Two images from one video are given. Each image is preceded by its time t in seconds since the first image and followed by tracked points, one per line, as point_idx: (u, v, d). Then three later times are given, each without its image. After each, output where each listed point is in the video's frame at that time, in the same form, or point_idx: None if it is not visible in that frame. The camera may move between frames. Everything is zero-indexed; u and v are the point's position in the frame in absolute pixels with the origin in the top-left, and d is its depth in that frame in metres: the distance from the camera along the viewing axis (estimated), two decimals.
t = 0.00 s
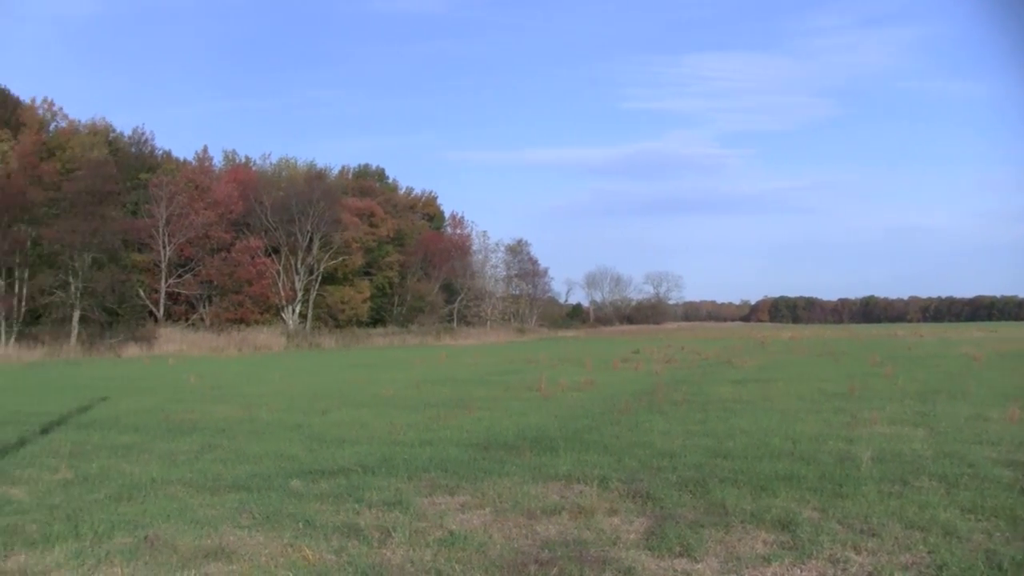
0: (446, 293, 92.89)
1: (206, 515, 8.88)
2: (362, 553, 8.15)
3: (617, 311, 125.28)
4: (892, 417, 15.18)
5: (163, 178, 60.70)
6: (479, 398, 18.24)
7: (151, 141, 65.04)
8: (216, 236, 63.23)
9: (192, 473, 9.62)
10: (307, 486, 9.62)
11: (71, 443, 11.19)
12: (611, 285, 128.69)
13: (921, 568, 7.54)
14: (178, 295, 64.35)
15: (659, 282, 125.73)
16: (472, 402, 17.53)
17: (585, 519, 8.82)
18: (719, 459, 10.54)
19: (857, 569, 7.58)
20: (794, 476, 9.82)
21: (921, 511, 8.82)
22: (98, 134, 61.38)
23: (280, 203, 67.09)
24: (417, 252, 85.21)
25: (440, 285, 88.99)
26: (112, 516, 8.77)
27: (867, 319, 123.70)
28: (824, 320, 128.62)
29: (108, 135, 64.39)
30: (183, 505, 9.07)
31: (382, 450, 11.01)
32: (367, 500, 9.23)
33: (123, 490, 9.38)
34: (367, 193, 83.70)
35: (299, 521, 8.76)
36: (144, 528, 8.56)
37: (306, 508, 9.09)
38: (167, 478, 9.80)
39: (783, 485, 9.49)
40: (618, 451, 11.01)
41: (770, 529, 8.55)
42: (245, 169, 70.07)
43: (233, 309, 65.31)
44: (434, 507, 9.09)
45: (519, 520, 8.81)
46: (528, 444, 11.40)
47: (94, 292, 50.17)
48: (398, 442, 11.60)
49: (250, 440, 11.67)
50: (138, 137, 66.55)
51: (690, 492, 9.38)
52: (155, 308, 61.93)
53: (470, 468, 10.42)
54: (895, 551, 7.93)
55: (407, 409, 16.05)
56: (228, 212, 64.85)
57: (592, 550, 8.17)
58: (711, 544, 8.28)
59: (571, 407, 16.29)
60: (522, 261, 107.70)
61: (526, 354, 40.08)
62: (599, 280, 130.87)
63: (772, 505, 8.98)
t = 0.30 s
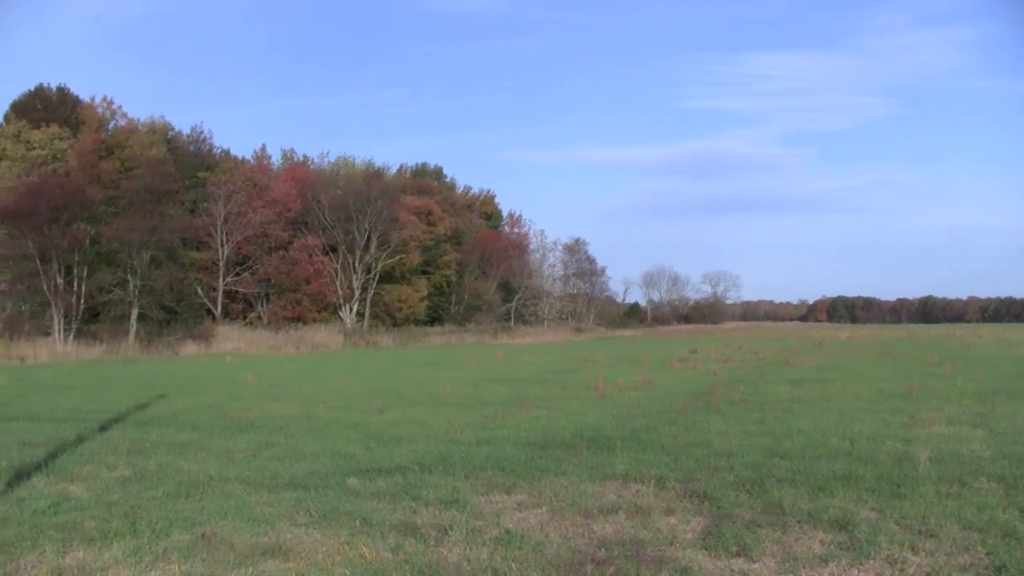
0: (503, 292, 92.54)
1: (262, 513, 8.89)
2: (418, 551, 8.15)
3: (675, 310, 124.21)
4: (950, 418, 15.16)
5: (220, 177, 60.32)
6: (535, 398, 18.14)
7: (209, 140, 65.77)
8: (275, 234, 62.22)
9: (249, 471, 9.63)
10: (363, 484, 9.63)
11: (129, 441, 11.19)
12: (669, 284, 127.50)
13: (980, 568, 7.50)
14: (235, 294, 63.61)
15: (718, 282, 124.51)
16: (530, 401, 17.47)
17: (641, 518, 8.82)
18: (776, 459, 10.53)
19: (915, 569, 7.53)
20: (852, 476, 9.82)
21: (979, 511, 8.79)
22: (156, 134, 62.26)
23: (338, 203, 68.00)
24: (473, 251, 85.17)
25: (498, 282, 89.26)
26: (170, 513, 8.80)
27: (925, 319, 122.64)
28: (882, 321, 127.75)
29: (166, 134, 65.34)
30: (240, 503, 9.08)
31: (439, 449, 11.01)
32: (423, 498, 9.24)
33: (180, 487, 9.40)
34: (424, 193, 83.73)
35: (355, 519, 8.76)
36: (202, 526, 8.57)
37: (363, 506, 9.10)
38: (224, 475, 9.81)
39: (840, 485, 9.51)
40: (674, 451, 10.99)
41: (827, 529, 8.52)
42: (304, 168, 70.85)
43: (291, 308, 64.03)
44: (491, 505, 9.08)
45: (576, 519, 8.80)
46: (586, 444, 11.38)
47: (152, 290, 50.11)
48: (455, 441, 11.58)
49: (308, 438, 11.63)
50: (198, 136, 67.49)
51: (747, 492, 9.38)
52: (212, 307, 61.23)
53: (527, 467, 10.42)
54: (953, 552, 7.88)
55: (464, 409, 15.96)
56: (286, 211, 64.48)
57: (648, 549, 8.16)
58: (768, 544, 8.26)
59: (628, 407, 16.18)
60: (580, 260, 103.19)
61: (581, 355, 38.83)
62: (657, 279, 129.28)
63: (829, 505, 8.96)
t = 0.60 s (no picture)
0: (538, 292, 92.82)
1: (299, 512, 8.90)
2: (454, 551, 8.16)
3: (709, 310, 124.60)
4: (989, 418, 15.12)
5: (257, 177, 60.37)
6: (570, 398, 18.09)
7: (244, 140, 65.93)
8: (310, 234, 62.98)
9: (285, 470, 9.63)
10: (400, 483, 9.64)
11: (166, 440, 11.19)
12: (704, 284, 127.99)
13: (1019, 570, 7.45)
14: (271, 293, 63.86)
15: (753, 282, 124.62)
16: (565, 401, 17.46)
17: (677, 518, 8.80)
18: (812, 459, 10.52)
19: (952, 570, 7.49)
20: (888, 477, 9.81)
21: (1017, 513, 8.75)
22: (192, 134, 62.73)
23: (374, 202, 67.71)
24: (508, 251, 85.31)
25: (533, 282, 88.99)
26: (206, 513, 8.81)
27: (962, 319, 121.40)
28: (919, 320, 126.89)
29: (202, 135, 65.74)
30: (276, 503, 9.09)
31: (475, 449, 11.02)
32: (459, 498, 9.24)
33: (217, 486, 9.40)
34: (459, 193, 83.37)
35: (391, 519, 8.78)
36: (237, 525, 8.58)
37: (399, 505, 9.10)
38: (260, 475, 9.81)
39: (876, 486, 9.50)
40: (710, 451, 10.97)
41: (864, 530, 8.48)
42: (339, 168, 70.74)
43: (326, 308, 64.84)
44: (526, 505, 9.09)
45: (611, 519, 8.80)
46: (621, 443, 11.36)
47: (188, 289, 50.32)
48: (491, 440, 11.58)
49: (343, 438, 11.62)
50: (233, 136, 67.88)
51: (783, 492, 9.37)
52: (248, 306, 61.27)
53: (563, 467, 10.41)
54: (991, 553, 7.82)
55: (500, 409, 15.91)
56: (322, 211, 64.91)
57: (684, 550, 8.15)
58: (804, 544, 8.23)
59: (664, 408, 16.11)
60: (615, 261, 103.87)
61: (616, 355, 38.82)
62: (692, 280, 130.06)
63: (865, 506, 8.94)
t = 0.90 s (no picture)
0: (567, 292, 92.99)
1: (328, 513, 8.90)
2: (484, 551, 8.15)
3: (739, 308, 124.51)
4: (1022, 416, 15.03)
5: (285, 179, 60.09)
6: (598, 397, 18.07)
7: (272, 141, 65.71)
8: (339, 234, 62.69)
9: (315, 470, 9.64)
10: (430, 484, 9.64)
11: (196, 441, 11.21)
12: (733, 283, 128.02)
13: None
14: (300, 294, 64.00)
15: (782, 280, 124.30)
16: (594, 400, 17.47)
17: (707, 517, 8.78)
18: (843, 458, 10.49)
19: (985, 569, 7.43)
20: (919, 475, 9.77)
21: None
22: (221, 136, 62.80)
23: (402, 203, 68.10)
24: (537, 250, 85.45)
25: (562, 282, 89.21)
26: (237, 513, 8.83)
27: (992, 317, 120.22)
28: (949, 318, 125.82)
29: (231, 136, 65.76)
30: (306, 503, 9.09)
31: (505, 449, 11.02)
32: (489, 498, 9.24)
33: (247, 487, 9.41)
34: (489, 193, 83.44)
35: (421, 519, 8.78)
36: (268, 525, 8.60)
37: (429, 506, 9.11)
38: (290, 475, 9.82)
39: (907, 484, 9.47)
40: (740, 449, 10.95)
41: (894, 528, 8.43)
42: (367, 169, 70.91)
43: (356, 308, 64.84)
44: (555, 504, 9.08)
45: (641, 519, 8.78)
46: (651, 443, 11.34)
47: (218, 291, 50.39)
48: (520, 440, 11.57)
49: (372, 438, 11.61)
50: (262, 137, 67.73)
51: (814, 491, 9.33)
52: (277, 307, 61.41)
53: (593, 467, 10.40)
54: None
55: (529, 408, 15.90)
56: (350, 212, 65.00)
57: (714, 549, 8.12)
58: (835, 543, 8.19)
59: (693, 406, 16.06)
60: (644, 259, 102.97)
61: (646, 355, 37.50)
62: (720, 279, 130.13)
63: (896, 505, 8.89)
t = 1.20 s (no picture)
0: (595, 292, 91.97)
1: (358, 514, 8.93)
2: (514, 552, 8.14)
3: (768, 308, 124.16)
4: None
5: (314, 182, 60.63)
6: (627, 398, 18.06)
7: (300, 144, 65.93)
8: (367, 237, 63.17)
9: (345, 472, 9.67)
10: (459, 485, 9.64)
11: (227, 443, 11.29)
12: (763, 282, 127.70)
13: None
14: (329, 296, 63.96)
15: (812, 279, 123.78)
16: (624, 401, 17.43)
17: (738, 518, 8.74)
18: (874, 458, 10.42)
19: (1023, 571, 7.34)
20: (952, 475, 9.69)
21: None
22: (249, 140, 63.39)
23: (430, 205, 68.31)
24: (566, 251, 85.20)
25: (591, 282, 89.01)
26: (268, 515, 8.86)
27: None
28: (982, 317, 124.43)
29: (260, 140, 66.19)
30: (337, 505, 9.11)
31: (534, 449, 11.03)
32: (519, 499, 9.24)
33: (278, 488, 9.46)
34: (515, 193, 83.21)
35: (452, 520, 8.78)
36: (299, 527, 8.63)
37: (459, 506, 9.12)
38: (320, 477, 9.86)
39: (940, 485, 9.39)
40: (770, 450, 10.91)
41: (927, 529, 8.36)
42: (395, 171, 70.60)
43: (385, 310, 65.07)
44: (586, 505, 9.07)
45: (673, 520, 8.75)
46: (680, 443, 11.32)
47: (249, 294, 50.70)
48: (550, 441, 11.56)
49: (402, 440, 11.63)
50: (290, 141, 68.26)
51: (845, 491, 9.28)
52: (306, 309, 61.60)
53: (623, 467, 10.36)
54: None
55: (559, 409, 15.91)
56: (379, 214, 65.07)
57: (746, 550, 8.07)
58: (867, 544, 8.11)
59: (722, 407, 16.01)
60: (672, 259, 103.34)
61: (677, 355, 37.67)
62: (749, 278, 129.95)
63: (929, 506, 8.83)
